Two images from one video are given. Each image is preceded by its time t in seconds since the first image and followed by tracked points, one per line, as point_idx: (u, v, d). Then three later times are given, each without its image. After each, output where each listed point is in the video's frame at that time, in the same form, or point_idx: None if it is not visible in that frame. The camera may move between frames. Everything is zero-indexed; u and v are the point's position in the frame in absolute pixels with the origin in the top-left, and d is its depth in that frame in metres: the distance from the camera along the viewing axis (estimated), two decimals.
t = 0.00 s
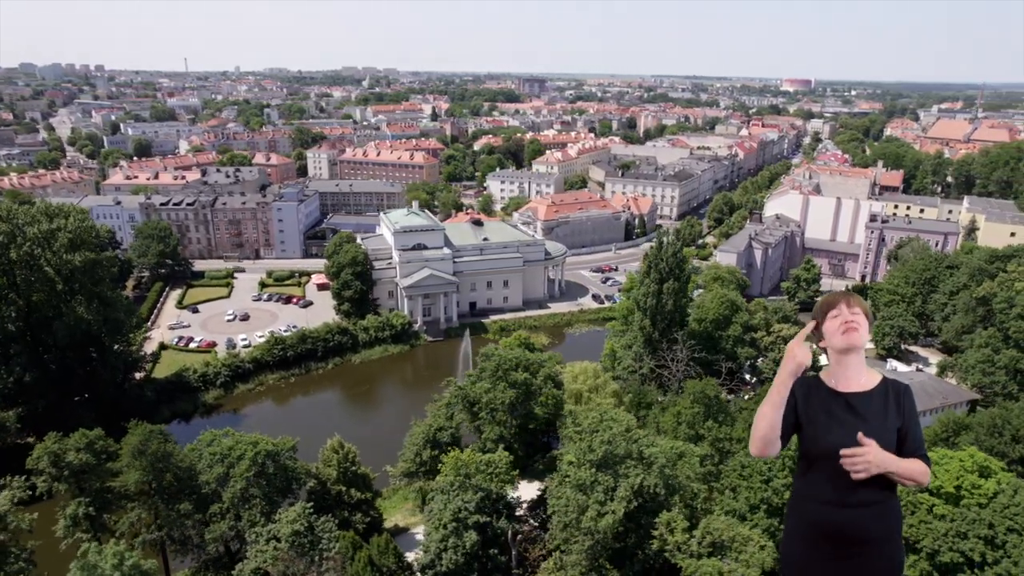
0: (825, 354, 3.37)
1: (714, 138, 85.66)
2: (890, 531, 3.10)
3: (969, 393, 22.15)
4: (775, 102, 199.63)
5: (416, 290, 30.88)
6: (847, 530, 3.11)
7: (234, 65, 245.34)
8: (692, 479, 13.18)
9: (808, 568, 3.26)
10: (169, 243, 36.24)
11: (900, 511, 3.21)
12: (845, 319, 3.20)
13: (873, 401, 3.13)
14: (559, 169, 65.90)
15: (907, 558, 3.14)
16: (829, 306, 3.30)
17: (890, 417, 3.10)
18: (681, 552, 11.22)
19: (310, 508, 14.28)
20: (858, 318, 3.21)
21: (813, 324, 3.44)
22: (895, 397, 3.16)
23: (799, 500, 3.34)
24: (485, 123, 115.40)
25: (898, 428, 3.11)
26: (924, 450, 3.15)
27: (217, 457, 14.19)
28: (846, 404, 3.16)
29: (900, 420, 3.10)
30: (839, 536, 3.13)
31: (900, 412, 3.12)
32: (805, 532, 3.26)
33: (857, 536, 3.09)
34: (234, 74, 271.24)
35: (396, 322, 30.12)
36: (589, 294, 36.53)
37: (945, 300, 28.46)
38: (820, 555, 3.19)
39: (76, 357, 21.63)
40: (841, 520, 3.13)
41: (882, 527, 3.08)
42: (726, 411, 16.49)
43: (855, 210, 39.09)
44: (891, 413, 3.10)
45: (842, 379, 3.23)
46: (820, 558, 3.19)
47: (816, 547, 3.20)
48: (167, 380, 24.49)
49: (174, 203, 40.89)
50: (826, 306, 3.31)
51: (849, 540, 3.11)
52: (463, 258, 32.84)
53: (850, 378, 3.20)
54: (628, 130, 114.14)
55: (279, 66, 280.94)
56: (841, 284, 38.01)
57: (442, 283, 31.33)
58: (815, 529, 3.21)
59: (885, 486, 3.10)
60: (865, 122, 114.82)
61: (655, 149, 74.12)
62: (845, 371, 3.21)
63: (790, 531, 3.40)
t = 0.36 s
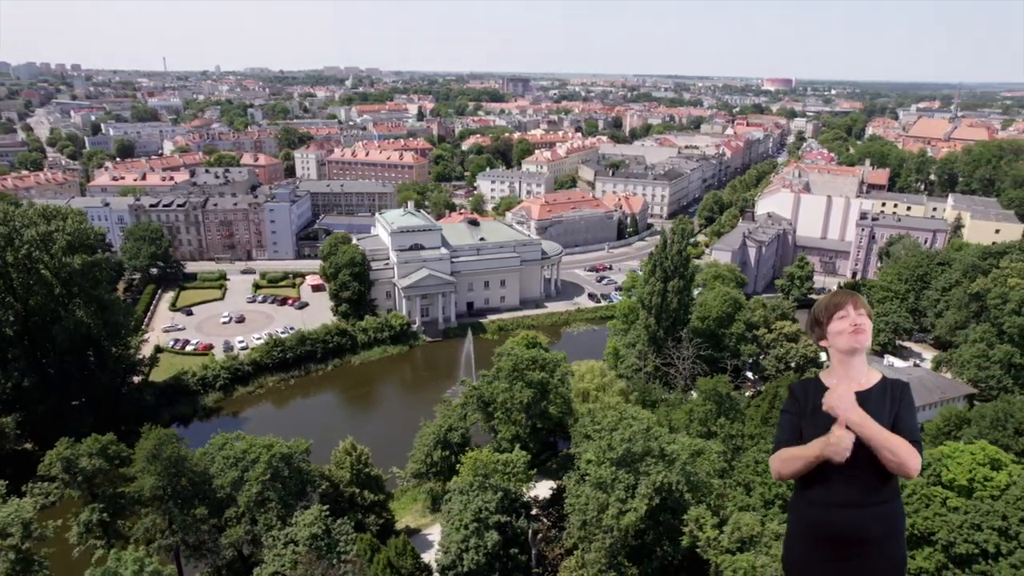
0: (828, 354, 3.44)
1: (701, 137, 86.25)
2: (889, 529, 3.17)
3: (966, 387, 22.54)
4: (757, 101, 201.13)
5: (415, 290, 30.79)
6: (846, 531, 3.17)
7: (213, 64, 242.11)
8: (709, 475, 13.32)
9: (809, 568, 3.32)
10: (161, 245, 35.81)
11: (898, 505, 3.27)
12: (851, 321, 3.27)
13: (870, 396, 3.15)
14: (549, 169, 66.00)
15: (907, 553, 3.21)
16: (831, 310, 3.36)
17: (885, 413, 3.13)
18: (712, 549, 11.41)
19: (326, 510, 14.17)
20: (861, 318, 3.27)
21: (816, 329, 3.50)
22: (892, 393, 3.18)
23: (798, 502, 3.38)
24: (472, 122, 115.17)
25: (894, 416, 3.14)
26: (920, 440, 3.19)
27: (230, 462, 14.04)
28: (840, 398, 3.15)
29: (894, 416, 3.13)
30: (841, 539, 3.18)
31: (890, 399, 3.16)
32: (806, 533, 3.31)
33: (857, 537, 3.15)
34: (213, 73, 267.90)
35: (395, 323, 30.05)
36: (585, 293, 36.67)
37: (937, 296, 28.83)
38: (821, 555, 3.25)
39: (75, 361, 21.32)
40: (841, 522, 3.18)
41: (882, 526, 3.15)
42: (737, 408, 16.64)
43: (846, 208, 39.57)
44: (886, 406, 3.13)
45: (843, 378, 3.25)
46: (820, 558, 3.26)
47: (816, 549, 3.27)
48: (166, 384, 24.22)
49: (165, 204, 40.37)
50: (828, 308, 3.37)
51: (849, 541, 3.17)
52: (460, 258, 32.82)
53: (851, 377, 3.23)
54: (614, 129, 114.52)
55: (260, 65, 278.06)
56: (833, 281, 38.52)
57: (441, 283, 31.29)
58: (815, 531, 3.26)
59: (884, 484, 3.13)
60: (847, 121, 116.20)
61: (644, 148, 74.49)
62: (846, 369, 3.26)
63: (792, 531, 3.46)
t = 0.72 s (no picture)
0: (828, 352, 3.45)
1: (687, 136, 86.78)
2: (888, 530, 3.20)
3: (963, 382, 22.88)
4: (739, 101, 202.45)
5: (413, 290, 30.70)
6: (845, 530, 3.22)
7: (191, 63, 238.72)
8: (727, 472, 13.43)
9: (807, 569, 3.37)
10: (152, 247, 35.34)
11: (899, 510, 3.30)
12: (855, 324, 3.22)
13: (870, 398, 3.18)
14: (538, 168, 66.01)
15: (906, 557, 3.24)
16: (834, 309, 3.31)
17: (885, 414, 3.17)
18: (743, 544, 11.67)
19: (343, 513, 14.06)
20: (865, 320, 3.22)
21: (817, 327, 3.46)
22: (893, 394, 3.21)
23: (798, 503, 3.44)
24: (458, 121, 114.75)
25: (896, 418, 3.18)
26: (922, 439, 3.21)
27: (246, 468, 13.94)
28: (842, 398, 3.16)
29: (895, 417, 3.16)
30: (840, 538, 3.22)
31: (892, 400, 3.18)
32: (804, 532, 3.36)
33: (857, 537, 3.19)
34: (192, 73, 264.60)
35: (394, 323, 29.96)
36: (581, 292, 36.77)
37: (930, 292, 29.28)
38: (819, 554, 3.30)
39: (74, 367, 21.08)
40: (839, 522, 3.23)
41: (881, 527, 3.18)
42: (747, 405, 16.77)
43: (836, 206, 40.02)
44: (887, 412, 3.16)
45: (845, 380, 3.26)
46: (818, 557, 3.30)
47: (813, 548, 3.32)
48: (166, 387, 23.94)
49: (154, 206, 39.82)
50: (828, 307, 3.33)
51: (848, 540, 3.21)
52: (458, 258, 32.77)
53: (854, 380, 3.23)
54: (600, 129, 114.78)
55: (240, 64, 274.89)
56: (824, 279, 38.96)
57: (440, 283, 31.23)
58: (813, 530, 3.32)
59: (883, 486, 3.17)
60: (829, 120, 117.66)
61: (632, 148, 74.79)
62: (846, 370, 3.28)
63: (792, 531, 3.51)
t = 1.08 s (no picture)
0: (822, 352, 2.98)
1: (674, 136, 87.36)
2: (889, 524, 2.68)
3: (959, 377, 23.28)
4: (722, 100, 204.23)
5: (412, 291, 30.58)
6: (845, 528, 2.67)
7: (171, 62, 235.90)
8: (743, 468, 13.55)
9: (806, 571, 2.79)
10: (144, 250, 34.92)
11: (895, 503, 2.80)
12: (849, 323, 2.79)
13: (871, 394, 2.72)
14: (528, 168, 66.11)
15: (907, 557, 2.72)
16: (828, 308, 2.86)
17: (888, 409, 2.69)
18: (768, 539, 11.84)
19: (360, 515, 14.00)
20: (858, 319, 2.80)
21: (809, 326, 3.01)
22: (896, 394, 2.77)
23: (793, 500, 2.88)
24: (445, 121, 114.63)
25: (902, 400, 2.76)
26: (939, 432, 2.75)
27: (263, 471, 13.83)
28: (852, 399, 2.69)
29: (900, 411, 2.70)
30: (839, 537, 2.68)
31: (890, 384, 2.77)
32: (802, 530, 2.79)
33: (859, 535, 2.65)
34: (172, 73, 261.44)
35: (392, 324, 29.84)
36: (577, 291, 36.87)
37: (923, 289, 29.63)
38: (817, 556, 2.73)
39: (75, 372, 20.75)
40: (839, 519, 2.68)
41: (883, 524, 2.66)
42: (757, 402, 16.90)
43: (827, 205, 40.51)
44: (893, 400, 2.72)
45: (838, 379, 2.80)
46: (818, 559, 2.72)
47: (813, 548, 2.74)
48: (166, 392, 23.67)
49: (145, 207, 39.28)
50: (822, 304, 2.89)
51: (848, 540, 2.66)
52: (455, 259, 32.72)
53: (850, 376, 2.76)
54: (587, 128, 115.22)
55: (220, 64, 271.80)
56: (817, 277, 39.43)
57: (438, 284, 31.14)
58: (812, 530, 2.75)
59: (878, 479, 2.68)
60: (813, 119, 119.18)
61: (620, 147, 75.15)
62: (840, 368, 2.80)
63: (785, 534, 2.93)
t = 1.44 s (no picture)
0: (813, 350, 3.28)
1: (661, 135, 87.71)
2: (886, 528, 3.03)
3: (955, 371, 23.63)
4: (705, 99, 205.05)
5: (411, 291, 30.50)
6: (847, 531, 3.01)
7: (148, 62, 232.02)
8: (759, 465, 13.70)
9: (806, 569, 3.14)
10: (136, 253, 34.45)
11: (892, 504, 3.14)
12: (843, 326, 3.06)
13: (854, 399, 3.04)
14: (518, 168, 66.06)
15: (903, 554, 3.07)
16: (823, 310, 3.13)
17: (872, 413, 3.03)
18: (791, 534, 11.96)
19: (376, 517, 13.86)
20: (852, 323, 3.08)
21: (802, 326, 3.28)
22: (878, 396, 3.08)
23: (794, 502, 3.21)
24: (431, 121, 114.10)
25: (883, 413, 3.04)
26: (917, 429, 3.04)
27: (278, 475, 13.69)
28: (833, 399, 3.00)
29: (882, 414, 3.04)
30: (841, 538, 3.02)
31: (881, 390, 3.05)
32: (804, 531, 3.13)
33: (858, 536, 3.00)
34: (149, 72, 257.28)
35: (392, 325, 29.75)
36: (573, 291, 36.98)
37: (916, 286, 30.06)
38: (819, 555, 3.08)
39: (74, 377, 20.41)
40: (842, 521, 3.02)
41: (882, 526, 3.01)
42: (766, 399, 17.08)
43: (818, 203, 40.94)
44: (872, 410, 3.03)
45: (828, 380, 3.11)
46: (819, 558, 3.08)
47: (814, 548, 3.09)
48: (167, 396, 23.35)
49: (135, 209, 38.77)
50: (819, 307, 3.14)
51: (849, 540, 3.01)
52: (453, 259, 32.70)
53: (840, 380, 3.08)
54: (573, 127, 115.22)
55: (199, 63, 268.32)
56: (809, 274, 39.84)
57: (436, 284, 31.11)
58: (816, 530, 3.09)
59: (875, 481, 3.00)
60: (796, 118, 120.24)
61: (609, 147, 75.36)
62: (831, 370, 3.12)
63: (786, 532, 3.27)
